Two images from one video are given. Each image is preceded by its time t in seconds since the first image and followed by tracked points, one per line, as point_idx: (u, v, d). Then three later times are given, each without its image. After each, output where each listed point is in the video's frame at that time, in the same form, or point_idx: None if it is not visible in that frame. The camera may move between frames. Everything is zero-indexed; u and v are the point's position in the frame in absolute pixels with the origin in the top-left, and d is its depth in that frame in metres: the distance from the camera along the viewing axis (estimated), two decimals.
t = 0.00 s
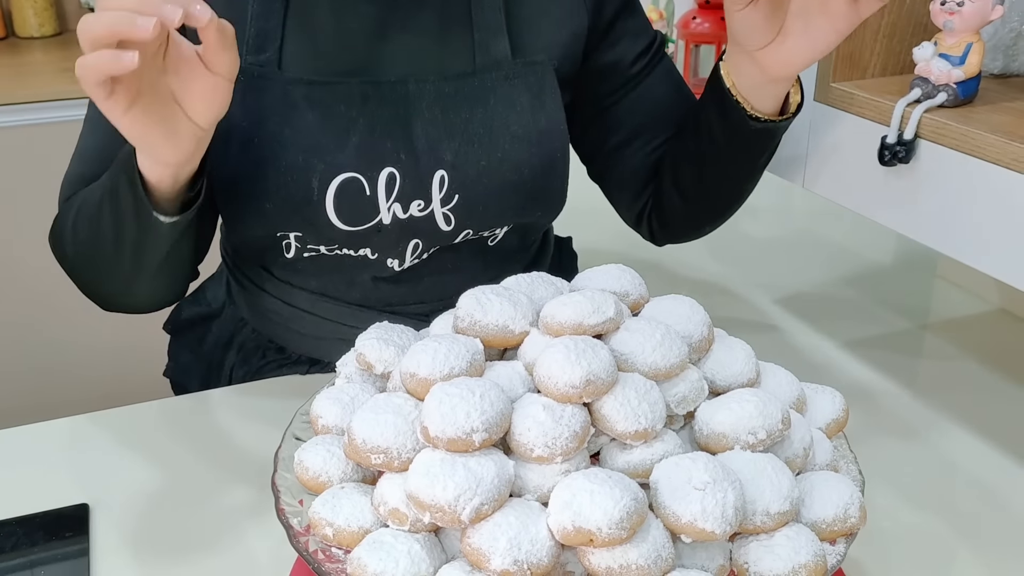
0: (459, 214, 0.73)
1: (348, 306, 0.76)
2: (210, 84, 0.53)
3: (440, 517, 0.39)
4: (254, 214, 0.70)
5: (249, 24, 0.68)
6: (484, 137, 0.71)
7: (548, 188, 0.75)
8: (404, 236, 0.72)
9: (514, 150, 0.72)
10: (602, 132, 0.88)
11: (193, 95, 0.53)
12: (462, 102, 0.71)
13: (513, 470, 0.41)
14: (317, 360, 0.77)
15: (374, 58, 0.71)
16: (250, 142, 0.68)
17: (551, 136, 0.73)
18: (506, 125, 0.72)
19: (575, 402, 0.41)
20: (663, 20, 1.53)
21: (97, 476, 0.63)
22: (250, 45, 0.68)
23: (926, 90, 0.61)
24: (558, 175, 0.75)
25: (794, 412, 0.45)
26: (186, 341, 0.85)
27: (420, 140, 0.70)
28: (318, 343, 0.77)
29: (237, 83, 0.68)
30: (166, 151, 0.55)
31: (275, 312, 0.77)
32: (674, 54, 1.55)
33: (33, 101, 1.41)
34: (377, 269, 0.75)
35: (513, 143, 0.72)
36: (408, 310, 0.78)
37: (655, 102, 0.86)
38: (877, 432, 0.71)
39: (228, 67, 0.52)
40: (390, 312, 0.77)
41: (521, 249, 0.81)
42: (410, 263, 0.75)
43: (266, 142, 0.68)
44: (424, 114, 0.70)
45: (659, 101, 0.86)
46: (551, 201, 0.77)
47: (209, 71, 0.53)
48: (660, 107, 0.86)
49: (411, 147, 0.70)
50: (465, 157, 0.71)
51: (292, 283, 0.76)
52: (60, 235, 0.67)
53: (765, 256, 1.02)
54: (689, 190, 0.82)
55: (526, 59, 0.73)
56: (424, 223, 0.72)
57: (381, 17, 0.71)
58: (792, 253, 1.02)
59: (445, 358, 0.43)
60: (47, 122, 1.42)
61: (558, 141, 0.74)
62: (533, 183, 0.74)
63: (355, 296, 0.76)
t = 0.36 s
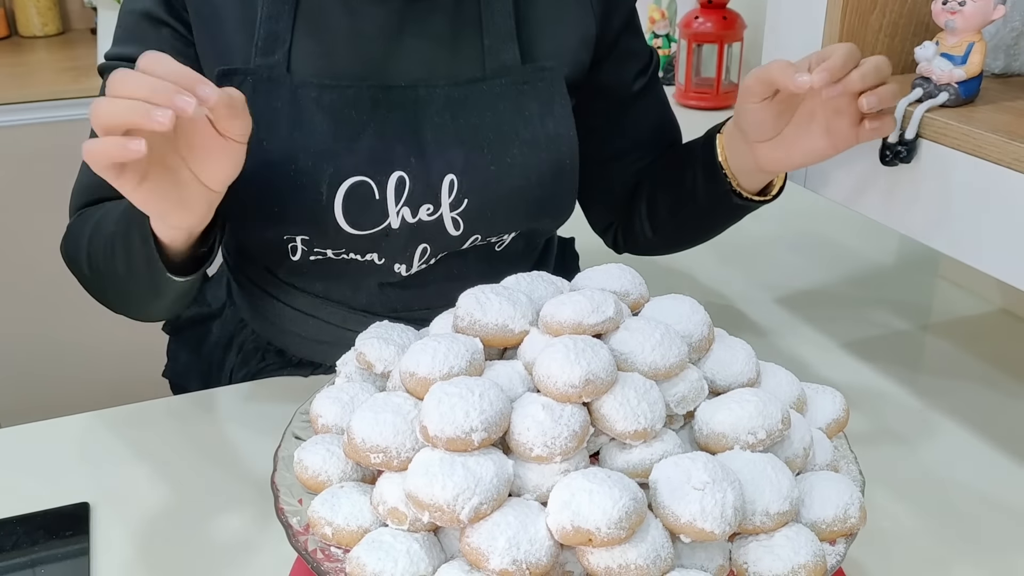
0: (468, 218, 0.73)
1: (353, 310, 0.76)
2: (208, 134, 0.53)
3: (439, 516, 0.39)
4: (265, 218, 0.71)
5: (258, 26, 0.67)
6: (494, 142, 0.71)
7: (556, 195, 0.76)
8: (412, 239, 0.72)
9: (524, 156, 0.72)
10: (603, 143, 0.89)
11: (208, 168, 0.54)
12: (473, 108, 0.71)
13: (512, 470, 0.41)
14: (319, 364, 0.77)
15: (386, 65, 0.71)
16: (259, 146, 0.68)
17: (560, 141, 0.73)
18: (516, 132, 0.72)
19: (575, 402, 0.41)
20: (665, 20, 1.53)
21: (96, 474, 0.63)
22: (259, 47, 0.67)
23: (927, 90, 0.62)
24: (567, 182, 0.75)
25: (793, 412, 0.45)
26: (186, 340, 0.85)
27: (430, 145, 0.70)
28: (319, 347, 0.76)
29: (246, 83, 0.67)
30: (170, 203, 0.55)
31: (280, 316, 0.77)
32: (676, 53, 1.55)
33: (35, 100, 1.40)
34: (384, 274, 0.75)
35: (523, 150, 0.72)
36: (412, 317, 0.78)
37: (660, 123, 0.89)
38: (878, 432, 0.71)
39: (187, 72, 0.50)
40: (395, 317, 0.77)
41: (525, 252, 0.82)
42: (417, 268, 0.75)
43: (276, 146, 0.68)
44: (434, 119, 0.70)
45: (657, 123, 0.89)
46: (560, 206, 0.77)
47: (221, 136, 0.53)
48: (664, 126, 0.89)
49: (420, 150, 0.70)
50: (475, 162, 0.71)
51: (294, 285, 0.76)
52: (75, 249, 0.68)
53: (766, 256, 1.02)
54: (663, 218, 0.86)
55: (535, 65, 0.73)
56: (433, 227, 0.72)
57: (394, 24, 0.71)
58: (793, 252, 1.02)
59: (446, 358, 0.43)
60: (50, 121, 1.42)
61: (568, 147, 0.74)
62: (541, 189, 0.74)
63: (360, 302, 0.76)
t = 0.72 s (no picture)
0: (452, 183, 0.72)
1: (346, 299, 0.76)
2: (234, 350, 0.58)
3: (441, 518, 0.39)
4: (251, 184, 0.70)
5: None
6: (477, 108, 0.71)
7: (539, 160, 0.75)
8: (397, 207, 0.71)
9: (506, 121, 0.72)
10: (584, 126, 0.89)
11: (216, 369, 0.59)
12: (456, 73, 0.71)
13: (514, 471, 0.40)
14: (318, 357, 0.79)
15: (371, 32, 0.70)
16: (247, 112, 0.68)
17: (543, 108, 0.73)
18: (499, 97, 0.72)
19: (578, 402, 0.41)
20: (667, 20, 1.54)
21: (98, 475, 0.63)
22: (251, 18, 0.68)
23: (931, 90, 0.61)
24: (549, 148, 0.76)
25: (796, 412, 0.45)
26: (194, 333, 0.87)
27: (414, 109, 0.70)
28: (320, 338, 0.78)
29: (236, 52, 0.68)
30: (185, 391, 0.61)
31: (279, 304, 0.78)
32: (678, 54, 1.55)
33: (34, 99, 1.41)
34: (374, 259, 0.73)
35: (505, 114, 0.72)
36: (410, 305, 0.77)
37: (638, 111, 0.90)
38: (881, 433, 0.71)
39: (216, 293, 0.56)
40: (390, 307, 0.77)
41: (519, 243, 0.81)
42: (407, 246, 0.73)
43: (264, 112, 0.68)
44: (418, 86, 0.70)
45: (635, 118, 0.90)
46: (543, 175, 0.77)
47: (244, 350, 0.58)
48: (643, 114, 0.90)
49: (404, 116, 0.70)
50: (458, 127, 0.71)
51: (291, 276, 0.76)
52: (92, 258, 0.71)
53: (769, 256, 1.01)
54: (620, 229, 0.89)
55: (517, 31, 0.73)
56: (417, 192, 0.71)
57: None
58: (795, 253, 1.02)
59: (447, 358, 0.43)
60: (51, 121, 1.42)
61: (551, 113, 0.74)
62: (526, 153, 0.74)
63: (357, 291, 0.76)
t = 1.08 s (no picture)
0: (448, 170, 0.71)
1: (344, 290, 0.76)
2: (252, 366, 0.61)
3: (445, 523, 0.38)
4: (246, 172, 0.70)
5: None
6: (471, 98, 0.70)
7: (536, 147, 0.75)
8: (393, 196, 0.71)
9: (501, 110, 0.71)
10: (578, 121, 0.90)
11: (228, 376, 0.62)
12: (451, 61, 0.70)
13: (519, 475, 0.40)
14: (316, 351, 0.78)
15: (363, 21, 0.70)
16: (244, 105, 0.68)
17: (537, 97, 0.73)
18: (493, 85, 0.71)
19: (584, 406, 0.40)
20: (670, 19, 1.54)
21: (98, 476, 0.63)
22: (246, 10, 0.68)
23: (939, 90, 0.60)
24: (545, 136, 0.75)
25: (804, 416, 0.45)
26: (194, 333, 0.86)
27: (409, 98, 0.69)
28: (318, 331, 0.77)
29: (233, 44, 0.67)
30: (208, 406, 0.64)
31: (278, 300, 0.78)
32: (682, 53, 1.54)
33: (36, 99, 1.40)
34: (372, 248, 0.73)
35: (500, 102, 0.71)
36: (408, 295, 0.77)
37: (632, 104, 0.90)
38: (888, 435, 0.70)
39: (239, 318, 0.60)
40: (388, 297, 0.76)
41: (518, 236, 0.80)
42: (403, 235, 0.73)
43: (260, 103, 0.68)
44: (413, 75, 0.69)
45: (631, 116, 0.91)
46: (540, 163, 0.76)
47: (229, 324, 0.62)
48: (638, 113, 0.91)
49: (399, 104, 0.69)
50: (453, 115, 0.70)
51: (289, 268, 0.76)
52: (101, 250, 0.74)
53: (774, 256, 1.01)
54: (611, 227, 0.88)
55: (511, 21, 0.73)
56: (413, 179, 0.70)
57: None
58: (800, 253, 1.01)
59: (451, 360, 0.43)
60: (54, 120, 1.42)
61: (545, 103, 0.74)
62: (520, 142, 0.73)
63: (353, 281, 0.75)
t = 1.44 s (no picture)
0: (455, 174, 0.71)
1: (347, 294, 0.75)
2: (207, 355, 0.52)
3: (445, 529, 0.37)
4: (249, 173, 0.69)
5: None
6: (477, 100, 0.70)
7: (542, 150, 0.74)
8: (399, 201, 0.70)
9: (507, 111, 0.71)
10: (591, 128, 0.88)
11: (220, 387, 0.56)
12: (456, 62, 0.69)
13: (521, 480, 0.39)
14: (318, 355, 0.77)
15: (371, 20, 0.69)
16: (247, 104, 0.67)
17: (543, 97, 0.73)
18: (498, 86, 0.71)
19: (586, 409, 0.40)
20: (673, 19, 1.51)
21: (96, 480, 0.62)
22: (250, 8, 0.68)
23: (946, 89, 0.60)
24: (549, 138, 0.75)
25: (810, 419, 0.44)
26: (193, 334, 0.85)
27: (414, 99, 0.68)
28: (318, 334, 0.77)
29: (237, 43, 0.67)
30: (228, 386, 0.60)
31: (280, 304, 0.77)
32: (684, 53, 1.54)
33: (37, 98, 1.39)
34: (376, 251, 0.72)
35: (506, 103, 0.71)
36: (409, 299, 0.76)
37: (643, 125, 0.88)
38: (894, 439, 0.69)
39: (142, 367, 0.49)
40: (391, 301, 0.76)
41: (523, 240, 0.80)
42: (408, 240, 0.72)
43: (264, 103, 0.67)
44: (418, 75, 0.68)
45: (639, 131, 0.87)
46: (546, 166, 0.75)
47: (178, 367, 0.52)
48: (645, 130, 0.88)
49: (405, 105, 0.68)
50: (460, 116, 0.69)
51: (291, 271, 0.75)
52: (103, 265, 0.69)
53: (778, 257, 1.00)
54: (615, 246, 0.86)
55: (518, 22, 0.72)
56: (419, 184, 0.70)
57: None
58: (804, 254, 1.00)
59: (451, 363, 0.42)
60: (54, 120, 1.41)
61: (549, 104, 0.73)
62: (526, 144, 0.73)
63: (354, 284, 0.74)
